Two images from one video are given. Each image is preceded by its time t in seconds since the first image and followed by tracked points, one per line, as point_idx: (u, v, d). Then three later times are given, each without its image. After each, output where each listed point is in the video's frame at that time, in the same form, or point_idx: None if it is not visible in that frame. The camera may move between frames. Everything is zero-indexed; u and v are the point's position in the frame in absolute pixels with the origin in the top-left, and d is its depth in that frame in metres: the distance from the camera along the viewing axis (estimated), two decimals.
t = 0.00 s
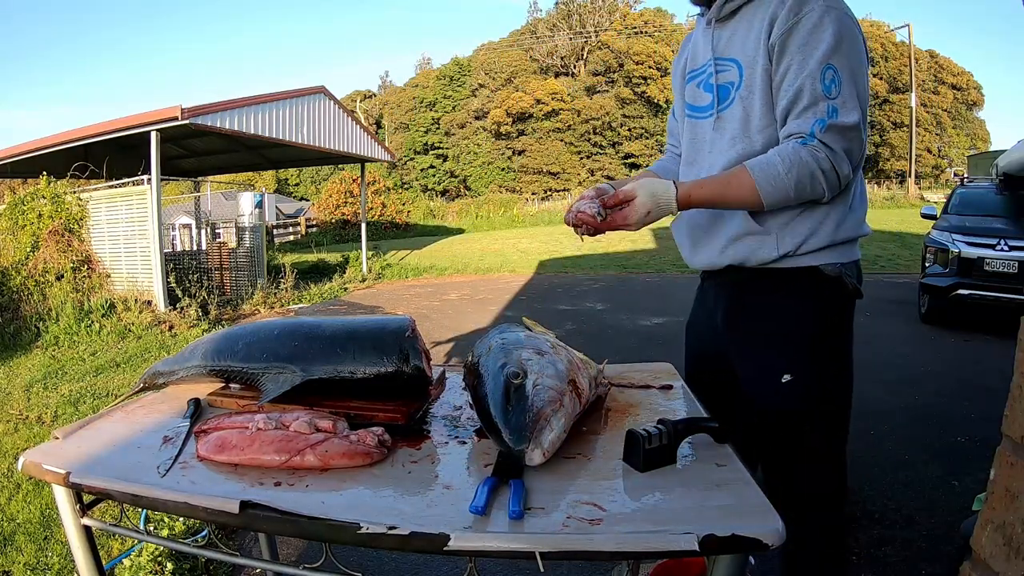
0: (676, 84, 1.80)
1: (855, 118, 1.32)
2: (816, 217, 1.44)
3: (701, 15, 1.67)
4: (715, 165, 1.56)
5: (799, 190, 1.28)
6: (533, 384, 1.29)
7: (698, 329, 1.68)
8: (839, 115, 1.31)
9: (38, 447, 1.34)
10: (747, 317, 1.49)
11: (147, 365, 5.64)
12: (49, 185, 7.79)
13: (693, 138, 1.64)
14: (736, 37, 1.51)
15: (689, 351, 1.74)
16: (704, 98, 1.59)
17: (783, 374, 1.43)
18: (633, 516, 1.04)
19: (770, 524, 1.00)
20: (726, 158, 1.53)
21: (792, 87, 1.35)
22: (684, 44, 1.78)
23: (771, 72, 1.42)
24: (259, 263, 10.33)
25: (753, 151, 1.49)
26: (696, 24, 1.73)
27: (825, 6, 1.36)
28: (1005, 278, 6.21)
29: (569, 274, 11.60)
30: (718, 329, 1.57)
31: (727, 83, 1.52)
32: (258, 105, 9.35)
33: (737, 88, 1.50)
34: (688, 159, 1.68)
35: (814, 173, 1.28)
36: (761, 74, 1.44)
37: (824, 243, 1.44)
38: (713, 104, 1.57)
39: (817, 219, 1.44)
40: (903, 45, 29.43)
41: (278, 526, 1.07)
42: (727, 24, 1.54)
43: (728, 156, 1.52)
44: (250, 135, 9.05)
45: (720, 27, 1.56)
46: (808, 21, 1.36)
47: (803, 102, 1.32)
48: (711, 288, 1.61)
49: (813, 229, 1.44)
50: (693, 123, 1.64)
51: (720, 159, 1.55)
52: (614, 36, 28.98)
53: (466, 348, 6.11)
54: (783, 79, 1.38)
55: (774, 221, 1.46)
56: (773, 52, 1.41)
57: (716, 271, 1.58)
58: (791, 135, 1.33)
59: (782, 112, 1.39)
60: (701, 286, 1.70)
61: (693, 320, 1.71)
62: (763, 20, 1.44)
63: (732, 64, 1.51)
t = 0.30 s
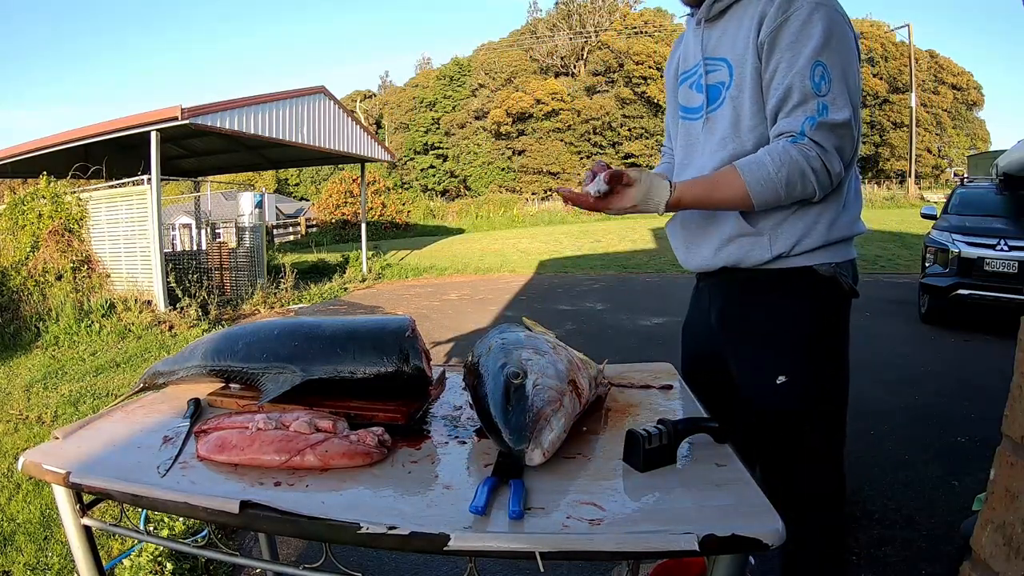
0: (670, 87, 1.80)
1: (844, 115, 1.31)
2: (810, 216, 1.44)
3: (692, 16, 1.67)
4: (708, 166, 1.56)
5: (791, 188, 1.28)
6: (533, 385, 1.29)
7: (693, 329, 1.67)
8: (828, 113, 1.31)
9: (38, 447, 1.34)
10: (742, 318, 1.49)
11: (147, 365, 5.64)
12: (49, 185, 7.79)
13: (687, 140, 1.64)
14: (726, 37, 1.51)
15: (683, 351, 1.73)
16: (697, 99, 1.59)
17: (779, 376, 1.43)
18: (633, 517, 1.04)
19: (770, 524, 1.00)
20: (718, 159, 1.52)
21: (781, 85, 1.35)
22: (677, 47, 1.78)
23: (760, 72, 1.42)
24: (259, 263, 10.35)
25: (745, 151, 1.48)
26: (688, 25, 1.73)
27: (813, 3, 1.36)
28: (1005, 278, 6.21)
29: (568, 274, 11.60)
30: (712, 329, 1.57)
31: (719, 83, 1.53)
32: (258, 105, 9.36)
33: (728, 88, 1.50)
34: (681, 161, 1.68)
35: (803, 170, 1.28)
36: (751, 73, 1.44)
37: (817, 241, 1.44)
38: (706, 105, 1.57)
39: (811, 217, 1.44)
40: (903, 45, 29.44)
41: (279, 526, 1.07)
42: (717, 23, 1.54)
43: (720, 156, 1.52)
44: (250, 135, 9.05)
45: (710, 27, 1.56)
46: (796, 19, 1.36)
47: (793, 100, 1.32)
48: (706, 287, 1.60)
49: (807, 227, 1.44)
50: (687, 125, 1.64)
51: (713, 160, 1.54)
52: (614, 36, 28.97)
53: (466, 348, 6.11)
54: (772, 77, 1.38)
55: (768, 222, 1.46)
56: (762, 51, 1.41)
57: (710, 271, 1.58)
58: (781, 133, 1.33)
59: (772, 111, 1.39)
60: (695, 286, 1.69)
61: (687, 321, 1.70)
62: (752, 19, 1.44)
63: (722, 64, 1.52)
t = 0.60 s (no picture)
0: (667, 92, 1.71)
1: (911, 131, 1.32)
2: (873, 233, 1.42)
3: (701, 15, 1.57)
4: (755, 187, 1.50)
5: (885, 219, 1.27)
6: (533, 384, 1.29)
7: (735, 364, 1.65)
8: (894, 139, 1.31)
9: (38, 447, 1.34)
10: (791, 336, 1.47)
11: (147, 365, 5.64)
12: (49, 185, 7.79)
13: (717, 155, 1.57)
14: (760, 46, 1.45)
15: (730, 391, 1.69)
16: (727, 114, 1.52)
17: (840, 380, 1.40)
18: (632, 516, 1.04)
19: (769, 523, 1.00)
20: (773, 181, 1.47)
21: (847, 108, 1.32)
22: (673, 48, 1.68)
23: (814, 89, 1.37)
24: (259, 263, 10.37)
25: (801, 173, 1.44)
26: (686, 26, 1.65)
27: (865, 18, 1.33)
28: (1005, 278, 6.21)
29: (568, 274, 11.61)
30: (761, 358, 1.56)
31: (761, 98, 1.46)
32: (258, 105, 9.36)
33: (773, 102, 1.44)
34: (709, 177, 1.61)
35: (880, 204, 1.28)
36: (803, 90, 1.39)
37: (885, 259, 1.42)
38: (741, 119, 1.50)
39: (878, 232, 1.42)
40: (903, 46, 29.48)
41: (278, 526, 1.07)
42: (747, 29, 1.47)
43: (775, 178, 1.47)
44: (250, 135, 9.05)
45: (737, 33, 1.49)
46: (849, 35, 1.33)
47: (861, 124, 1.30)
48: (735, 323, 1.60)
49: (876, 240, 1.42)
50: (709, 141, 1.58)
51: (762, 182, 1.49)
52: (614, 36, 28.98)
53: (466, 348, 6.11)
54: (835, 98, 1.34)
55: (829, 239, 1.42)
56: (818, 69, 1.36)
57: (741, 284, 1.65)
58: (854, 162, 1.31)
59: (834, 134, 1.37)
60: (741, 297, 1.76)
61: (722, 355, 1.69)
62: (798, 31, 1.38)
63: (763, 76, 1.45)
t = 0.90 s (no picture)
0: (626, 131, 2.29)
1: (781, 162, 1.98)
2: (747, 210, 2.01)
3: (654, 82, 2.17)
4: (677, 179, 2.05)
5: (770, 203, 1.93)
6: (533, 384, 1.29)
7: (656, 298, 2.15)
8: (768, 157, 1.95)
9: (38, 447, 1.34)
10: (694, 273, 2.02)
11: (147, 365, 5.64)
12: (49, 185, 7.80)
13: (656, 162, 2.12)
14: (688, 94, 2.03)
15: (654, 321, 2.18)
16: (664, 135, 2.08)
17: (724, 302, 2.00)
18: (633, 516, 1.04)
19: (770, 523, 1.00)
20: (688, 172, 2.02)
21: (746, 133, 1.94)
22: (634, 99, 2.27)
23: (723, 118, 1.96)
24: (259, 263, 10.37)
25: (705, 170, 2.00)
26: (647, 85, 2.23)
27: (744, 86, 1.96)
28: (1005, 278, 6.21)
29: (569, 274, 11.60)
30: (671, 291, 2.08)
31: (685, 124, 2.02)
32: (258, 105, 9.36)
33: (690, 129, 2.01)
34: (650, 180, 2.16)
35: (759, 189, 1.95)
36: (711, 119, 1.97)
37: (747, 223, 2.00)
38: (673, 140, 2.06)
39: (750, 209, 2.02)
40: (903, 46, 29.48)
41: (278, 526, 1.07)
42: (683, 87, 2.05)
43: (688, 172, 2.02)
44: (250, 135, 9.05)
45: (676, 90, 2.07)
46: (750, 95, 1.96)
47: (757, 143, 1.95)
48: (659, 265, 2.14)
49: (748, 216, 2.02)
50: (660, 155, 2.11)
51: (681, 174, 2.04)
52: (614, 36, 28.98)
53: (466, 348, 6.11)
54: (736, 127, 1.95)
55: (726, 211, 1.99)
56: (729, 114, 1.95)
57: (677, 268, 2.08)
58: (757, 169, 1.95)
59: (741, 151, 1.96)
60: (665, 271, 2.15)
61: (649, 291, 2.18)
62: (717, 87, 1.98)
63: (686, 114, 2.03)
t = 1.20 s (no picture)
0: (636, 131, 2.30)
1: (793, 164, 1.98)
2: (759, 210, 2.02)
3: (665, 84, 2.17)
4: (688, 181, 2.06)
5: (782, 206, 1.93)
6: (533, 384, 1.29)
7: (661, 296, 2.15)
8: (780, 159, 1.95)
9: (38, 447, 1.34)
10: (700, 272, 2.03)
11: (147, 365, 5.64)
12: (49, 185, 7.80)
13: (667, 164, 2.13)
14: (699, 96, 2.03)
15: (659, 321, 2.18)
16: (674, 138, 2.09)
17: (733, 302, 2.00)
18: (632, 516, 1.04)
19: (769, 524, 1.00)
20: (699, 174, 2.03)
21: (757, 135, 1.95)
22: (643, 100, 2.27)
23: (734, 120, 1.96)
24: (259, 263, 10.38)
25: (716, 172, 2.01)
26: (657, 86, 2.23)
27: (759, 90, 1.97)
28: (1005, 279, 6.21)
29: (569, 274, 11.61)
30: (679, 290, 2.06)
31: (695, 126, 2.03)
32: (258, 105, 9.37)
33: (702, 130, 2.01)
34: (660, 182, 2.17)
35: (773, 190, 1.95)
36: (723, 121, 1.97)
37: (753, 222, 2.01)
38: (685, 141, 2.06)
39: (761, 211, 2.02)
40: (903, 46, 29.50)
41: (278, 526, 1.08)
42: (693, 89, 2.05)
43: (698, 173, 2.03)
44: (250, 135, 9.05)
45: (686, 92, 2.08)
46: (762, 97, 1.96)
47: (772, 147, 1.95)
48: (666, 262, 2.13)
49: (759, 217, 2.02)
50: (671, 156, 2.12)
51: (692, 176, 2.04)
52: (614, 36, 29.01)
53: (466, 348, 6.12)
54: (748, 129, 1.95)
55: (738, 211, 1.99)
56: (740, 116, 1.95)
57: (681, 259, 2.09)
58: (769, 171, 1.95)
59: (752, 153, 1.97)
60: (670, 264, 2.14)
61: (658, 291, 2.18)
62: (728, 88, 1.99)
63: (698, 115, 2.03)
